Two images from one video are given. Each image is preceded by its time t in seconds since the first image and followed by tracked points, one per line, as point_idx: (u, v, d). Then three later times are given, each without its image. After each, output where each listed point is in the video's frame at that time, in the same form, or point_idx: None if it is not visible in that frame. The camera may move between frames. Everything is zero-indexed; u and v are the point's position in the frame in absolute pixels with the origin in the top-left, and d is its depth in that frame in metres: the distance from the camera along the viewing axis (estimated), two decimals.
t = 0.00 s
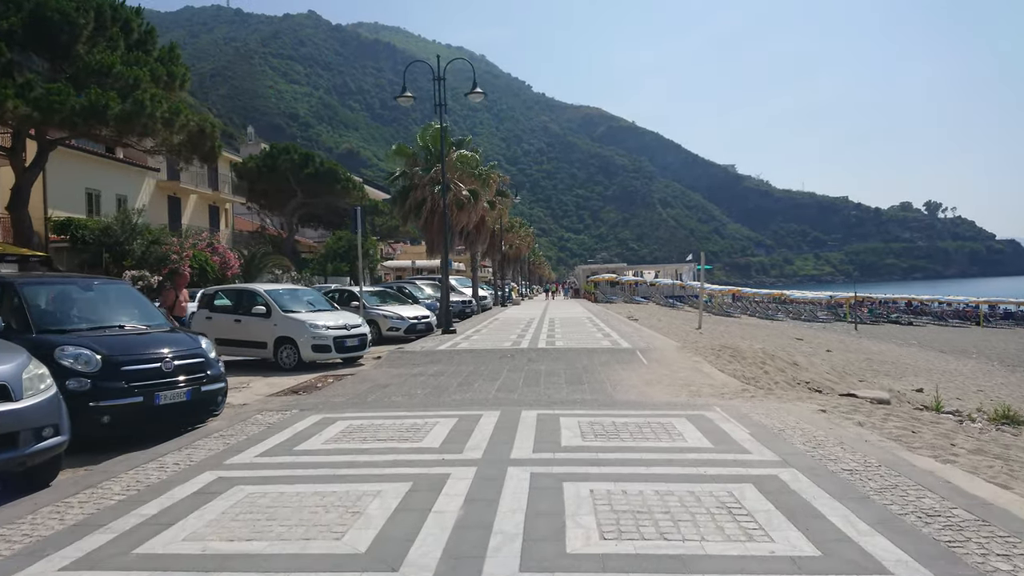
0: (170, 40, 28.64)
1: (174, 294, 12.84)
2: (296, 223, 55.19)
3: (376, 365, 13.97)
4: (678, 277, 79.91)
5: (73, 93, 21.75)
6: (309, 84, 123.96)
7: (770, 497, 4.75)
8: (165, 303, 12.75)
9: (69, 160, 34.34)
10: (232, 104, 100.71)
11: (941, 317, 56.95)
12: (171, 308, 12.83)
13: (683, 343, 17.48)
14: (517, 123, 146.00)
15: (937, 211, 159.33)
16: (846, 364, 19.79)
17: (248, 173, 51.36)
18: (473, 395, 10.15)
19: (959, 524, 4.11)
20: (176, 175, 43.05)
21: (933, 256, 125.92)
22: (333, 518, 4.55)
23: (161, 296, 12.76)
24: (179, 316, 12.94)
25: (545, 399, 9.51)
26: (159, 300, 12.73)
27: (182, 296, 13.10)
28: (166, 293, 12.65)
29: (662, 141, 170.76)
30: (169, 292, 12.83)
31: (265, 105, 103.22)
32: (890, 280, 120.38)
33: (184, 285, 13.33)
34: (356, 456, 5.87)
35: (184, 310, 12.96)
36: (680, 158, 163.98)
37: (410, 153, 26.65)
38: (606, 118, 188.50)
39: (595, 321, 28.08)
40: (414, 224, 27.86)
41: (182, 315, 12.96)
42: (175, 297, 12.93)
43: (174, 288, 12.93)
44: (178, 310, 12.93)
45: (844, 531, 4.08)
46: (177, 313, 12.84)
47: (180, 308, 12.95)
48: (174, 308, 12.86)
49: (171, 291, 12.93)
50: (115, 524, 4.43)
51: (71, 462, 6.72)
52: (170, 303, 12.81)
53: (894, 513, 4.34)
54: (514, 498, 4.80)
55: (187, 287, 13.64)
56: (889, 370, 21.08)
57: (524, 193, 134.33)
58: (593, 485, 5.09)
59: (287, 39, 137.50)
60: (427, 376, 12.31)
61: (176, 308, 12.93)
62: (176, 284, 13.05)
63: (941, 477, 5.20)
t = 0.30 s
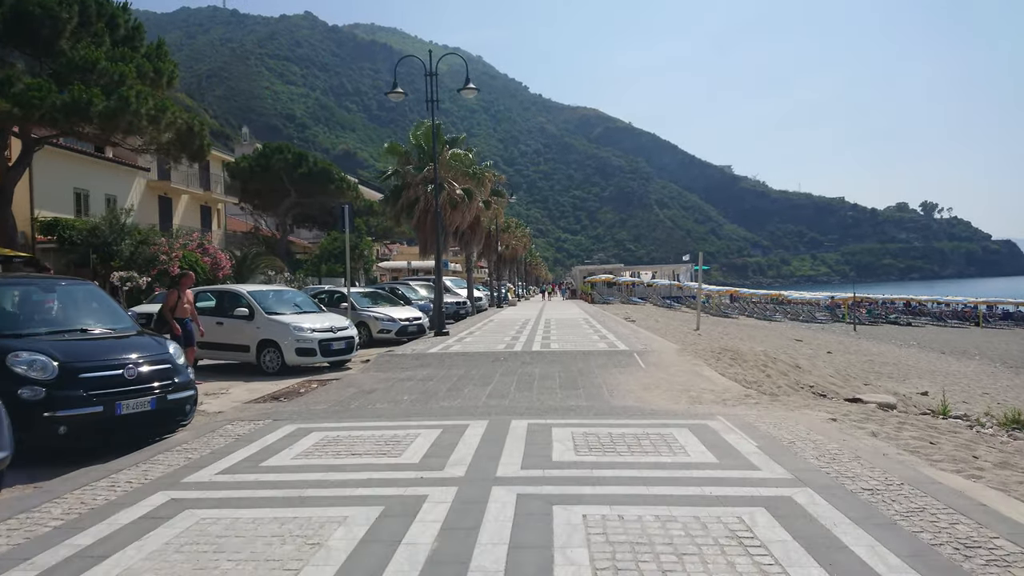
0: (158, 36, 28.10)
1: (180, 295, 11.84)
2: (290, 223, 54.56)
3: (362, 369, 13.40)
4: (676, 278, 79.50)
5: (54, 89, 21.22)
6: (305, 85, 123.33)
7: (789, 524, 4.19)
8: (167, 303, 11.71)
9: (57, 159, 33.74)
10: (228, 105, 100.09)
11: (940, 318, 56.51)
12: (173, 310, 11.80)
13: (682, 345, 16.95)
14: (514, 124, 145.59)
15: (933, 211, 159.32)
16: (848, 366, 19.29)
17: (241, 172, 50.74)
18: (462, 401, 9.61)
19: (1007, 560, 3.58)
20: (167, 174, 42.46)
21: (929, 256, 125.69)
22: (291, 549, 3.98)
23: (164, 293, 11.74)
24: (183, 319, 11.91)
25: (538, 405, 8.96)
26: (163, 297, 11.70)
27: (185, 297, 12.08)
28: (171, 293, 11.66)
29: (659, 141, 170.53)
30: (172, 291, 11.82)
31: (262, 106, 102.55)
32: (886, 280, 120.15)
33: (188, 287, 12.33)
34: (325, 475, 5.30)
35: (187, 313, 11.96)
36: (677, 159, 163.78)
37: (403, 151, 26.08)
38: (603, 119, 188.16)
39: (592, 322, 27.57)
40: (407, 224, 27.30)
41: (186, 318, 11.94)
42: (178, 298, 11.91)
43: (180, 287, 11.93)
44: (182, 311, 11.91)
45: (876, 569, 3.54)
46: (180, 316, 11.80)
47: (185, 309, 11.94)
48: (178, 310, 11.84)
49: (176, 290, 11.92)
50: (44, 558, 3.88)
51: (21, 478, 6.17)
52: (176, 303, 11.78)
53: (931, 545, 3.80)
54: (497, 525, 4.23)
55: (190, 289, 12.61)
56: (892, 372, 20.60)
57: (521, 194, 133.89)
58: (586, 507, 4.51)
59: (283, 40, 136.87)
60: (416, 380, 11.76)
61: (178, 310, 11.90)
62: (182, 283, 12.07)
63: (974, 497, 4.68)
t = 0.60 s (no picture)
0: (148, 32, 27.59)
1: (180, 296, 11.63)
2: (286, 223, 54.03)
3: (351, 373, 12.89)
4: (674, 278, 79.05)
5: (37, 84, 20.66)
6: (303, 85, 122.73)
7: (809, 561, 3.69)
8: (167, 305, 11.51)
9: (47, 157, 33.15)
10: (226, 104, 99.54)
11: (940, 318, 56.07)
12: (172, 312, 11.54)
13: (681, 348, 16.49)
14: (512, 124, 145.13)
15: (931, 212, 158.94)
16: (852, 369, 18.79)
17: (235, 171, 50.18)
18: (451, 409, 9.09)
19: None
20: (159, 173, 41.92)
21: (927, 257, 125.27)
22: None
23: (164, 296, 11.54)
24: (183, 320, 11.69)
25: (531, 414, 8.46)
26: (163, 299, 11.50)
27: (186, 298, 11.87)
28: (171, 294, 11.45)
29: (657, 142, 170.21)
30: (171, 292, 11.62)
31: (260, 105, 102.09)
32: (884, 280, 119.77)
33: (188, 287, 12.11)
34: (289, 499, 4.78)
35: (188, 314, 11.73)
36: (675, 159, 163.50)
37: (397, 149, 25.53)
38: (601, 119, 187.83)
39: (589, 323, 27.07)
40: (401, 224, 26.75)
41: (186, 319, 11.73)
42: (178, 299, 11.69)
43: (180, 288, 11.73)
44: (183, 313, 11.69)
45: None
46: (181, 318, 11.58)
47: (186, 311, 11.73)
48: (178, 312, 11.64)
49: (176, 291, 11.72)
50: None
51: None
52: (175, 304, 11.57)
53: None
54: (479, 562, 3.70)
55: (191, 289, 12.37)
56: (896, 374, 20.10)
57: (519, 194, 133.43)
58: (579, 539, 4.01)
59: (281, 40, 136.29)
60: (404, 386, 11.24)
61: (178, 311, 11.65)
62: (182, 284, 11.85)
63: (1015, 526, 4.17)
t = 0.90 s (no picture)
0: (136, 27, 27.06)
1: (181, 293, 11.07)
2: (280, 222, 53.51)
3: (337, 376, 12.38)
4: (671, 279, 78.77)
5: (19, 78, 20.12)
6: (300, 85, 122.35)
7: None
8: (169, 303, 10.94)
9: (36, 155, 32.60)
10: (223, 105, 99.13)
11: (939, 318, 55.81)
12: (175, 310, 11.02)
13: (680, 349, 16.03)
14: (509, 125, 145.00)
15: (928, 213, 158.80)
16: (856, 370, 18.35)
17: (228, 170, 49.55)
18: (440, 414, 8.58)
19: None
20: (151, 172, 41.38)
21: (924, 257, 124.98)
22: None
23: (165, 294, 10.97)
24: (186, 318, 11.15)
25: (526, 420, 7.96)
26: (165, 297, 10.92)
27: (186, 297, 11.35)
28: (173, 292, 10.90)
29: (654, 143, 170.16)
30: (173, 290, 11.05)
31: (257, 105, 101.47)
32: (881, 280, 119.59)
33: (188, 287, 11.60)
34: (249, 523, 4.27)
35: (190, 312, 11.19)
36: (672, 160, 163.42)
37: (390, 146, 24.99)
38: (598, 119, 187.52)
39: (587, 324, 26.59)
40: (395, 222, 26.22)
41: (189, 318, 11.18)
42: (180, 297, 11.12)
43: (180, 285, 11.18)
44: (185, 311, 11.15)
45: None
46: (184, 317, 11.04)
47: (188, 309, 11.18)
48: (181, 310, 11.09)
49: (177, 289, 11.17)
50: None
51: None
52: (178, 302, 11.01)
53: None
54: None
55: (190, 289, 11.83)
56: (901, 376, 19.66)
57: (516, 194, 132.91)
58: (574, 571, 3.48)
59: (277, 40, 135.83)
60: (392, 389, 10.73)
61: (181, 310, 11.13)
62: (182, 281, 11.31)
63: None
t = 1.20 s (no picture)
0: (122, 19, 26.41)
1: (182, 292, 10.56)
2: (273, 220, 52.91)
3: (323, 379, 11.85)
4: (668, 278, 78.43)
5: None
6: (296, 82, 121.58)
7: None
8: (170, 302, 10.41)
9: (23, 150, 31.93)
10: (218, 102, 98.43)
11: (937, 318, 55.53)
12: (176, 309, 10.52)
13: (679, 351, 15.57)
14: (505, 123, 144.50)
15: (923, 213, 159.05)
16: (859, 372, 17.91)
17: (220, 167, 48.87)
18: (428, 422, 8.05)
19: None
20: (141, 168, 40.75)
21: (920, 256, 124.82)
22: None
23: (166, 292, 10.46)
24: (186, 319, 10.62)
25: (519, 430, 7.43)
26: (166, 296, 10.41)
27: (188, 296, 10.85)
28: (175, 290, 10.39)
29: (651, 142, 169.93)
30: (173, 288, 10.53)
31: (252, 103, 100.57)
32: (877, 280, 119.51)
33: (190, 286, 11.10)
34: (197, 558, 3.75)
35: (190, 312, 10.68)
36: (669, 159, 163.24)
37: (382, 141, 24.41)
38: (595, 118, 187.16)
39: (583, 324, 26.09)
40: (387, 219, 25.63)
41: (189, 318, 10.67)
42: (181, 296, 10.62)
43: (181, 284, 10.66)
44: (185, 311, 10.63)
45: None
46: (184, 317, 10.53)
47: (188, 309, 10.68)
48: (182, 309, 10.57)
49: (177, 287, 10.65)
50: None
51: None
52: (180, 301, 10.48)
53: None
54: None
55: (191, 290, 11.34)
56: (904, 378, 19.22)
57: (512, 193, 132.33)
58: None
59: (273, 36, 135.01)
60: (380, 394, 10.20)
61: (181, 309, 10.63)
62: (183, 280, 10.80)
63: None
